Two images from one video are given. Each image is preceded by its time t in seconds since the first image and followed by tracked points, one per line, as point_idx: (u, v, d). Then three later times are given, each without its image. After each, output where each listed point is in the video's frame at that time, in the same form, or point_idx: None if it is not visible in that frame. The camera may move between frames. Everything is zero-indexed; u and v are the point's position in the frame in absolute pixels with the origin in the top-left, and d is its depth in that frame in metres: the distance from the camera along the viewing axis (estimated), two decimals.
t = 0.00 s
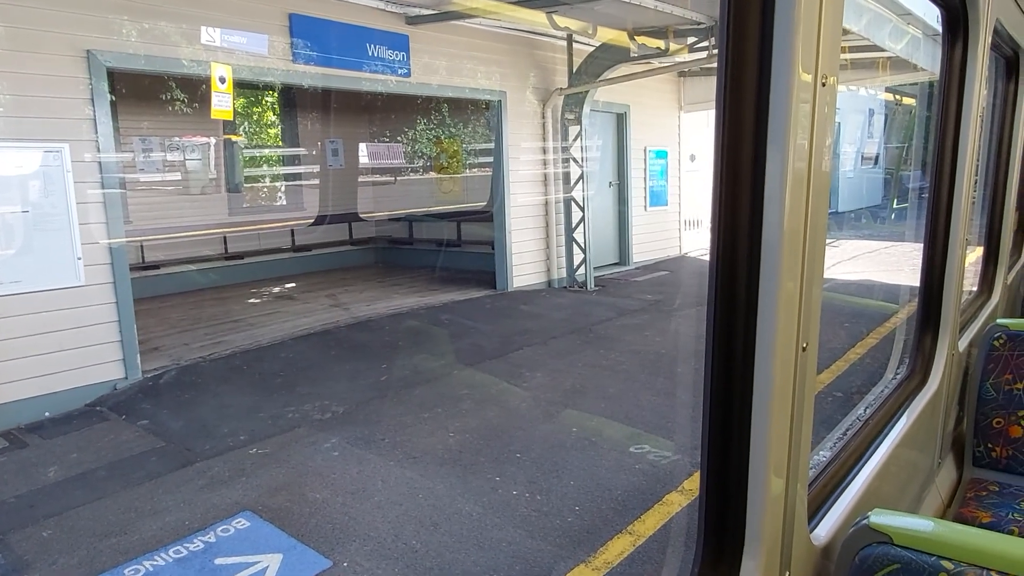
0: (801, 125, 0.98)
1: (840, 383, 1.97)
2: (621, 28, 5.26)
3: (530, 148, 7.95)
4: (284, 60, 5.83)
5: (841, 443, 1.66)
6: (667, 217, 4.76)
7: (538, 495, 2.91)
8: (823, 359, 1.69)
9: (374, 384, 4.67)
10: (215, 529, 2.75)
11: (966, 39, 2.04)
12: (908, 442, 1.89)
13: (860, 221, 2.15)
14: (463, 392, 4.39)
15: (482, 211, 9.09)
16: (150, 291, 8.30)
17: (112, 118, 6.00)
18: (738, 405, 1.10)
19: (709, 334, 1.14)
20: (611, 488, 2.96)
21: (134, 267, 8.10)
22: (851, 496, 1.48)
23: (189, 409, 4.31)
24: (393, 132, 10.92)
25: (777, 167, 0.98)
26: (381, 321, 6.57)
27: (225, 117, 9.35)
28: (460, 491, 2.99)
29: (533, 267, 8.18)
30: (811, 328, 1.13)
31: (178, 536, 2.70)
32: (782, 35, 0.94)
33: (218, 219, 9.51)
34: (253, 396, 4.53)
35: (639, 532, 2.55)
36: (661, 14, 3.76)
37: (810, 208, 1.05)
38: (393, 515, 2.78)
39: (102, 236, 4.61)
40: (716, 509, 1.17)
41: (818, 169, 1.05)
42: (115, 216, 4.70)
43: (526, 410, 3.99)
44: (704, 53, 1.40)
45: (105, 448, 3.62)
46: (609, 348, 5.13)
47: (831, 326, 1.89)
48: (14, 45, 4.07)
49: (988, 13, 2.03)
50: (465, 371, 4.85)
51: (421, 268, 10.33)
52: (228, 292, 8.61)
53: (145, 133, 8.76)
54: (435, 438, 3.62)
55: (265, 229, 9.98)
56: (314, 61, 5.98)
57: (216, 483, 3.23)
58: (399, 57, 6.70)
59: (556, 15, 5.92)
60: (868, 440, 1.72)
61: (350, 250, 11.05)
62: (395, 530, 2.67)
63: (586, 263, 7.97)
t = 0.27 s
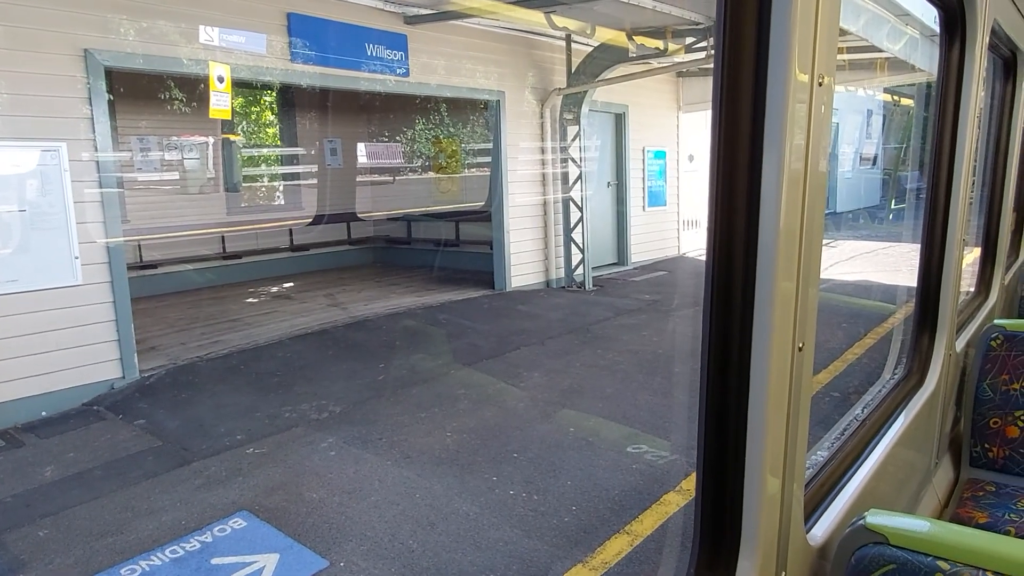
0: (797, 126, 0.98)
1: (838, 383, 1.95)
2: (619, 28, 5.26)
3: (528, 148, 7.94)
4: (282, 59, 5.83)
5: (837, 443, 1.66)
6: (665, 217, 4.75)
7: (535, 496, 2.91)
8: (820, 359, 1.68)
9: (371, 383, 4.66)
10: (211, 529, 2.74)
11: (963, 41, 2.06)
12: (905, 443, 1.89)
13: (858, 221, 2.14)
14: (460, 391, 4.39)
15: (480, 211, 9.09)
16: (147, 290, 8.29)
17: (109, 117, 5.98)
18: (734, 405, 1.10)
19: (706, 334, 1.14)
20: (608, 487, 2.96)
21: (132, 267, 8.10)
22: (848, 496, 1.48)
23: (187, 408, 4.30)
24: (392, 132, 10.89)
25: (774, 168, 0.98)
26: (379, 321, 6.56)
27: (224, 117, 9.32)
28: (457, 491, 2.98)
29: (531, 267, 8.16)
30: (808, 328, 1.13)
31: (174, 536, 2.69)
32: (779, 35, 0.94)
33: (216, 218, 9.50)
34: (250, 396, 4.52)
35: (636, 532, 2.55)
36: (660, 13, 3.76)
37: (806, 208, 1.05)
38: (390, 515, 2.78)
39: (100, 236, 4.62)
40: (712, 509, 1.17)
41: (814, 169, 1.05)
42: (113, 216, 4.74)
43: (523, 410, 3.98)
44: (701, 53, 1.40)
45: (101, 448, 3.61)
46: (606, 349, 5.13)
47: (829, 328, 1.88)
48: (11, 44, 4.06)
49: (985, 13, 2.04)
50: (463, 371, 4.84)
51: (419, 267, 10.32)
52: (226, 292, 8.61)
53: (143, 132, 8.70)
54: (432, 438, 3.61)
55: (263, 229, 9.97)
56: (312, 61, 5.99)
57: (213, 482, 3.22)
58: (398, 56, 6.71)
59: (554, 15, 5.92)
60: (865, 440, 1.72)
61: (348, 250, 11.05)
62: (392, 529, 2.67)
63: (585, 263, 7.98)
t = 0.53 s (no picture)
0: (793, 127, 0.98)
1: (834, 384, 1.94)
2: (618, 29, 5.27)
3: (527, 148, 7.96)
4: (281, 59, 5.83)
5: (835, 443, 1.66)
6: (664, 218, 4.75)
7: (533, 496, 2.91)
8: (818, 360, 1.68)
9: (369, 384, 4.66)
10: (209, 529, 2.74)
11: (960, 42, 2.08)
12: (902, 443, 1.89)
13: (857, 222, 2.15)
14: (458, 392, 4.39)
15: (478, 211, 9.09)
16: (145, 291, 8.28)
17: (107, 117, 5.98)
18: (730, 406, 1.10)
19: (702, 335, 1.14)
20: (606, 488, 2.96)
21: (130, 267, 8.17)
22: (844, 498, 1.48)
23: (185, 409, 4.29)
24: (391, 132, 10.89)
25: (770, 169, 0.98)
26: (377, 321, 6.56)
27: (222, 117, 9.29)
28: (455, 491, 2.98)
29: (530, 267, 8.18)
30: (804, 329, 1.13)
31: (172, 536, 2.69)
32: (775, 36, 0.94)
33: (214, 219, 9.49)
34: (248, 396, 4.52)
35: (634, 532, 2.54)
36: (658, 15, 3.77)
37: (802, 210, 1.05)
38: (388, 516, 2.78)
39: (97, 236, 4.63)
40: (708, 509, 1.17)
41: (811, 171, 1.05)
42: (111, 216, 4.74)
43: (521, 411, 3.99)
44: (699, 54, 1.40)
45: (99, 448, 3.60)
46: (605, 349, 5.13)
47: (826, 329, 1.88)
48: (9, 43, 4.05)
49: (982, 15, 2.06)
50: (461, 371, 4.84)
51: (417, 268, 10.32)
52: (225, 292, 8.60)
53: (141, 131, 8.69)
54: (430, 438, 3.62)
55: (261, 229, 9.96)
56: (310, 61, 6.00)
57: (211, 483, 3.22)
58: (397, 57, 6.69)
59: (552, 16, 5.92)
60: (862, 441, 1.72)
61: (347, 250, 11.04)
62: (390, 530, 2.67)
63: (583, 263, 8.01)
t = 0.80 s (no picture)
0: (790, 128, 0.98)
1: (833, 384, 1.96)
2: (616, 29, 5.28)
3: (524, 148, 7.93)
4: (279, 59, 5.86)
5: (832, 443, 1.66)
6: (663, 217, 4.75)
7: (531, 496, 2.91)
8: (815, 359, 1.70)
9: (367, 384, 4.66)
10: (206, 529, 2.73)
11: (958, 42, 2.07)
12: (899, 443, 1.89)
13: (854, 223, 2.15)
14: (456, 392, 4.39)
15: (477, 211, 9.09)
16: (143, 290, 8.28)
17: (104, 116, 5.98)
18: (726, 406, 1.10)
19: (698, 334, 1.14)
20: (604, 488, 2.96)
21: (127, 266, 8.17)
22: (841, 497, 1.48)
23: (182, 408, 4.29)
24: (389, 131, 10.89)
25: (766, 171, 0.98)
26: (375, 321, 6.56)
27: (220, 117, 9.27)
28: (453, 491, 2.98)
29: (528, 267, 8.18)
30: (800, 329, 1.13)
31: (169, 536, 2.68)
32: (771, 37, 0.94)
33: (212, 218, 9.48)
34: (246, 396, 4.51)
35: (632, 532, 2.54)
36: (656, 15, 3.78)
37: (798, 210, 1.05)
38: (385, 515, 2.78)
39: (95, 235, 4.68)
40: (705, 509, 1.17)
41: (807, 171, 1.05)
42: (109, 215, 4.74)
43: (519, 410, 3.99)
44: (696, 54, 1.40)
45: (96, 447, 3.60)
46: (603, 349, 5.13)
47: (823, 329, 1.88)
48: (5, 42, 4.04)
49: (979, 14, 2.06)
50: (459, 371, 4.84)
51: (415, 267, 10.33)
52: (223, 291, 8.59)
53: (139, 131, 8.65)
54: (428, 438, 3.61)
55: (259, 228, 9.96)
56: (308, 61, 6.02)
57: (208, 482, 3.22)
58: (396, 56, 6.69)
59: (550, 15, 5.92)
60: (859, 441, 1.72)
61: (345, 249, 11.04)
62: (388, 530, 2.66)
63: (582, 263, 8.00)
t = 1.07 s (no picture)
0: (784, 128, 0.98)
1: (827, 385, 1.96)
2: (613, 30, 5.28)
3: (522, 149, 7.92)
4: (277, 59, 5.82)
5: (828, 444, 1.66)
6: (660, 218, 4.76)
7: (527, 498, 2.90)
8: (810, 361, 1.69)
9: (365, 385, 4.65)
10: (202, 531, 2.72)
11: (954, 43, 2.05)
12: (896, 444, 1.89)
13: (852, 224, 2.15)
14: (453, 393, 4.39)
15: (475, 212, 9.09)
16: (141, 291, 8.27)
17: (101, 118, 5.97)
18: (722, 408, 1.10)
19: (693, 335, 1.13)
20: (601, 490, 2.95)
21: (123, 267, 8.17)
22: (838, 499, 1.47)
23: (178, 410, 4.28)
24: (387, 133, 10.89)
25: (761, 171, 0.98)
26: (373, 322, 6.55)
27: (218, 117, 9.27)
28: (450, 493, 2.97)
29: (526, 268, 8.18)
30: (796, 330, 1.12)
31: (165, 538, 2.67)
32: (766, 37, 0.94)
33: (210, 219, 9.48)
34: (243, 398, 4.51)
35: (630, 534, 2.54)
36: (653, 16, 3.77)
37: (793, 211, 1.04)
38: (382, 517, 2.77)
39: (91, 236, 4.59)
40: (700, 511, 1.16)
41: (802, 171, 1.05)
42: (105, 215, 4.68)
43: (516, 412, 3.98)
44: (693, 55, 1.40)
45: (92, 449, 3.59)
46: (601, 350, 5.13)
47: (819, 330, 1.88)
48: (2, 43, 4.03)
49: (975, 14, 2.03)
50: (456, 372, 4.84)
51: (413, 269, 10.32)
52: (221, 292, 8.58)
53: (137, 132, 8.60)
54: (424, 440, 3.61)
55: (257, 229, 9.95)
56: (306, 62, 5.98)
57: (204, 484, 3.21)
58: (393, 57, 6.69)
59: (547, 16, 5.93)
60: (856, 442, 1.72)
61: (344, 250, 11.03)
62: (384, 532, 2.66)
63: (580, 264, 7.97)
